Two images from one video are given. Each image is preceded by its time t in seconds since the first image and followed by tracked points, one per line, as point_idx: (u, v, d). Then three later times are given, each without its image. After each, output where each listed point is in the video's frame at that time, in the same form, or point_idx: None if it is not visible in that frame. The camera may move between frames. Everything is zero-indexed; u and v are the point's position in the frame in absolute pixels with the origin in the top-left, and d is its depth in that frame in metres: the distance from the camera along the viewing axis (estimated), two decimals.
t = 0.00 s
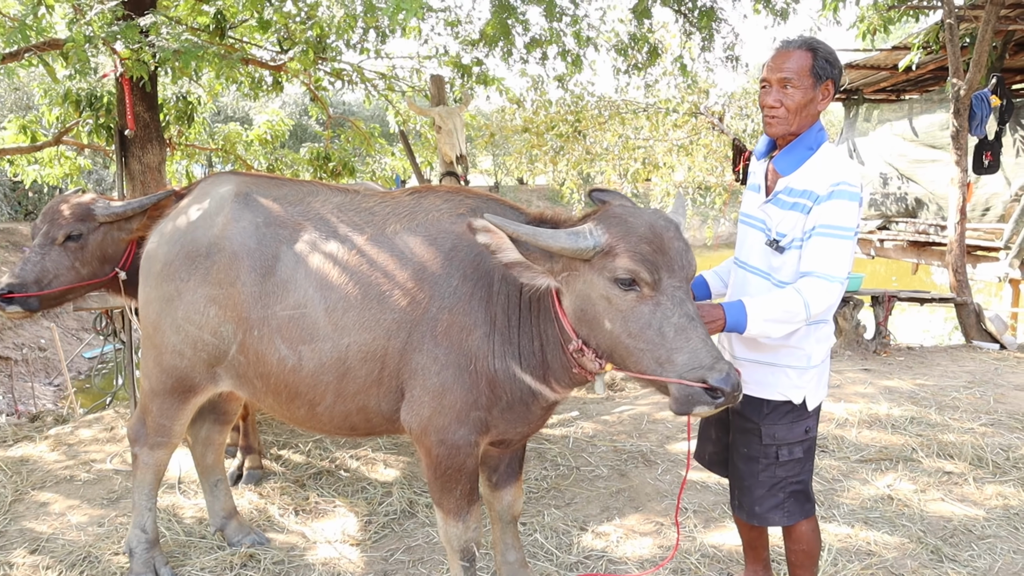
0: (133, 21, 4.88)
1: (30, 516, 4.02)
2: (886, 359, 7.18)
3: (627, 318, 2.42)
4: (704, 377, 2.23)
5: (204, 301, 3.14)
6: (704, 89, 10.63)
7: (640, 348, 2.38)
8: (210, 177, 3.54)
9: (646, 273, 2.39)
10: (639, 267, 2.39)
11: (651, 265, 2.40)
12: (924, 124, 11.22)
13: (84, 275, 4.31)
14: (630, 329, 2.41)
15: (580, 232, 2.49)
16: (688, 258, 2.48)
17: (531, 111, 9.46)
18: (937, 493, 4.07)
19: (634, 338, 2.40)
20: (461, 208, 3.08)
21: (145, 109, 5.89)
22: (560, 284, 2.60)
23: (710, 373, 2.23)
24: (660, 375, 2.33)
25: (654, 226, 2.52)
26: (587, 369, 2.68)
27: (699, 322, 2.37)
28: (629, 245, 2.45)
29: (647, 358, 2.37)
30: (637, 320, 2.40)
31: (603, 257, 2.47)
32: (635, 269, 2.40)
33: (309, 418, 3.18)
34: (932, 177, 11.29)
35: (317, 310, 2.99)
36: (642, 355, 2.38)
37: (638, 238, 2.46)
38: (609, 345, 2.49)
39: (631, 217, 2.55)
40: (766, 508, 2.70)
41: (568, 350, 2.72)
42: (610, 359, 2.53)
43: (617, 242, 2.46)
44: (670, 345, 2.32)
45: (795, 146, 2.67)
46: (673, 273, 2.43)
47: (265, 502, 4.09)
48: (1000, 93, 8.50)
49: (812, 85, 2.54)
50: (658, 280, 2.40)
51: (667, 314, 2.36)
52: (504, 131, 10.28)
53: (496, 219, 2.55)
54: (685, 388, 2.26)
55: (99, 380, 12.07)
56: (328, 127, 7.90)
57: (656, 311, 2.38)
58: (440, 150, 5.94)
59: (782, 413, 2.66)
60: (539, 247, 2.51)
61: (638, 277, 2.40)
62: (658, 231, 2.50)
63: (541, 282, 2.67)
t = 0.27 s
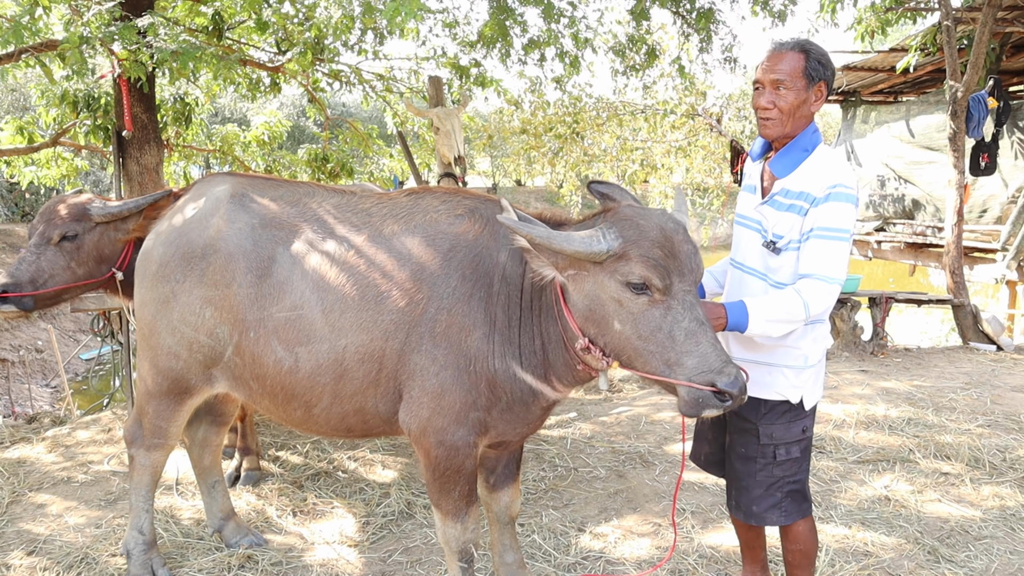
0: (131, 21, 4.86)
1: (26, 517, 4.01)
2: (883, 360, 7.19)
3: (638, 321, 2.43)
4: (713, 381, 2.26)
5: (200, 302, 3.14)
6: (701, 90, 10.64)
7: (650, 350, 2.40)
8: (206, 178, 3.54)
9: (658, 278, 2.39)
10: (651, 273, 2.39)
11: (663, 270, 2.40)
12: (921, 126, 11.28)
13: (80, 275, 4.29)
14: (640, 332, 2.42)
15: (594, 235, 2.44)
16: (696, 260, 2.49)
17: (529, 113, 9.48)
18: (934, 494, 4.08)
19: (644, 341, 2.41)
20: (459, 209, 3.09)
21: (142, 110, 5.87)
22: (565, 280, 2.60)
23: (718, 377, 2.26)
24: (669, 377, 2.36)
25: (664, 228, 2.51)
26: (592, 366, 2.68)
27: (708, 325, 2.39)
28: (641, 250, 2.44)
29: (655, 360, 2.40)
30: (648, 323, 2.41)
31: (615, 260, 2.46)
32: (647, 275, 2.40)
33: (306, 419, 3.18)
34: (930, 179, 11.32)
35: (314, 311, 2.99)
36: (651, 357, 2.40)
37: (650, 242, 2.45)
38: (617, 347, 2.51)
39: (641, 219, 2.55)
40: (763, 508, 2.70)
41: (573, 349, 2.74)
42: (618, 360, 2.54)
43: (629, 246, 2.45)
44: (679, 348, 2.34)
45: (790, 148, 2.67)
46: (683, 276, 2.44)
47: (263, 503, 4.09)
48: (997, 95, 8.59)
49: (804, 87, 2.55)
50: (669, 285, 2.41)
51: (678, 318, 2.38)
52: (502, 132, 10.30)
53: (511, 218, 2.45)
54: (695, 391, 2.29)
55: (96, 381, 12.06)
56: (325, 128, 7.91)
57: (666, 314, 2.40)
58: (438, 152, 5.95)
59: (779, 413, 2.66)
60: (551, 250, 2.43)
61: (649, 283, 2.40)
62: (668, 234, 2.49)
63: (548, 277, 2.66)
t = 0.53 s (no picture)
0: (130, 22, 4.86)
1: (26, 518, 4.02)
2: (882, 361, 7.20)
3: (638, 322, 2.44)
4: (712, 381, 2.27)
5: (197, 303, 3.14)
6: (700, 91, 10.66)
7: (650, 350, 2.41)
8: (204, 178, 3.54)
9: (658, 280, 2.40)
10: (651, 275, 2.40)
11: (663, 272, 2.41)
12: (919, 126, 11.32)
13: (76, 276, 4.30)
14: (640, 332, 2.43)
15: (595, 235, 2.45)
16: (697, 262, 2.50)
17: (527, 113, 9.49)
18: (932, 494, 4.09)
19: (643, 341, 2.42)
20: (457, 210, 3.09)
21: (141, 110, 5.87)
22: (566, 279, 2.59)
23: (717, 378, 2.27)
24: (668, 377, 2.37)
25: (664, 229, 2.51)
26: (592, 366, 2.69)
27: (707, 326, 2.39)
28: (642, 252, 2.44)
29: (654, 360, 2.40)
30: (648, 324, 2.42)
31: (616, 261, 2.46)
32: (647, 276, 2.41)
33: (304, 420, 3.18)
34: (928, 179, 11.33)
35: (312, 312, 2.99)
36: (651, 358, 2.41)
37: (651, 243, 2.45)
38: (617, 347, 2.51)
39: (642, 220, 2.55)
40: (761, 507, 2.71)
41: (574, 348, 2.74)
42: (617, 359, 2.54)
43: (630, 248, 2.45)
44: (679, 348, 2.35)
45: (786, 150, 2.69)
46: (683, 278, 2.44)
47: (262, 504, 4.09)
48: (995, 95, 8.66)
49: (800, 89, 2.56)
50: (669, 286, 2.42)
51: (677, 319, 2.39)
52: (500, 133, 10.31)
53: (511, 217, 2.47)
54: (693, 391, 2.30)
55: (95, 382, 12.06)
56: (324, 129, 7.92)
57: (666, 315, 2.40)
58: (437, 152, 5.95)
59: (777, 412, 2.67)
60: (552, 250, 2.44)
61: (649, 284, 2.41)
62: (669, 235, 2.49)
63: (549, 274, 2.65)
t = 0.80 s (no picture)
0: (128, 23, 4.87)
1: (25, 519, 4.02)
2: (879, 361, 7.21)
3: (624, 321, 2.44)
4: (692, 382, 2.26)
5: (196, 305, 3.14)
6: (698, 93, 10.68)
7: (636, 350, 2.40)
8: (201, 180, 3.55)
9: (643, 278, 2.39)
10: (636, 272, 2.40)
11: (649, 269, 2.40)
12: (916, 128, 11.36)
13: (68, 277, 4.35)
14: (626, 332, 2.43)
15: (583, 233, 2.49)
16: (688, 262, 2.47)
17: (526, 115, 9.51)
18: (930, 495, 4.10)
19: (630, 340, 2.42)
20: (456, 212, 3.10)
21: (140, 111, 5.87)
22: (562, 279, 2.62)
23: (698, 379, 2.26)
24: (653, 377, 2.37)
25: (656, 229, 2.52)
26: (590, 366, 2.69)
27: (693, 326, 2.37)
28: (628, 250, 2.45)
29: (641, 359, 2.40)
30: (633, 323, 2.41)
31: (603, 259, 2.48)
32: (632, 275, 2.40)
33: (304, 422, 3.19)
34: (926, 181, 11.36)
35: (311, 314, 3.00)
36: (637, 357, 2.41)
37: (637, 242, 2.46)
38: (606, 346, 2.52)
39: (633, 220, 2.56)
40: (757, 508, 2.72)
41: (571, 349, 2.75)
42: (609, 358, 2.55)
43: (616, 246, 2.47)
44: (663, 348, 2.34)
45: (781, 151, 2.70)
46: (671, 277, 2.43)
47: (261, 505, 4.09)
48: (992, 97, 8.70)
49: (795, 90, 2.58)
50: (655, 285, 2.40)
51: (662, 319, 2.37)
52: (499, 134, 10.32)
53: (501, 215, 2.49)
54: (675, 391, 2.29)
55: (93, 383, 12.05)
56: (323, 130, 7.92)
57: (652, 315, 2.39)
58: (435, 154, 5.95)
59: (773, 413, 2.68)
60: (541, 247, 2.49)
61: (634, 282, 2.40)
62: (659, 235, 2.50)
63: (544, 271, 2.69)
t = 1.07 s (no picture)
0: (129, 25, 4.88)
1: (25, 520, 4.02)
2: (878, 363, 7.22)
3: (605, 324, 2.44)
4: (667, 384, 2.24)
5: (197, 306, 3.15)
6: (697, 94, 10.69)
7: (619, 352, 2.40)
8: (201, 181, 3.55)
9: (618, 283, 2.38)
10: (611, 278, 2.39)
11: (625, 275, 2.39)
12: (915, 130, 11.41)
13: (59, 277, 4.33)
14: (608, 334, 2.43)
15: (559, 241, 2.50)
16: (670, 263, 2.43)
17: (525, 116, 9.52)
18: (929, 495, 4.11)
19: (612, 343, 2.42)
20: (456, 212, 3.10)
21: (140, 112, 5.88)
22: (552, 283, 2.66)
23: (672, 381, 2.24)
24: (635, 379, 2.37)
25: (636, 233, 2.49)
26: (585, 367, 2.70)
27: (672, 328, 2.35)
28: (604, 256, 2.44)
29: (625, 361, 2.39)
30: (614, 326, 2.41)
31: (583, 265, 2.48)
32: (608, 280, 2.40)
33: (304, 423, 3.19)
34: (925, 183, 11.40)
35: (313, 315, 3.00)
36: (621, 358, 2.41)
37: (614, 249, 2.44)
38: (596, 347, 2.53)
39: (614, 225, 2.54)
40: (754, 509, 2.72)
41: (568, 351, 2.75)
42: (601, 359, 2.55)
43: (594, 251, 2.46)
44: (642, 351, 2.33)
45: (781, 152, 2.71)
46: (649, 280, 2.40)
47: (261, 505, 4.10)
48: (990, 98, 8.73)
49: (796, 91, 2.59)
50: (632, 289, 2.39)
51: (640, 322, 2.36)
52: (498, 136, 10.34)
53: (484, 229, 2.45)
54: (654, 393, 2.26)
55: (92, 384, 12.05)
56: (322, 132, 7.93)
57: (630, 318, 2.38)
58: (435, 155, 5.96)
59: (770, 414, 2.69)
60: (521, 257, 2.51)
61: (610, 288, 2.40)
62: (639, 239, 2.47)
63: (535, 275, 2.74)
